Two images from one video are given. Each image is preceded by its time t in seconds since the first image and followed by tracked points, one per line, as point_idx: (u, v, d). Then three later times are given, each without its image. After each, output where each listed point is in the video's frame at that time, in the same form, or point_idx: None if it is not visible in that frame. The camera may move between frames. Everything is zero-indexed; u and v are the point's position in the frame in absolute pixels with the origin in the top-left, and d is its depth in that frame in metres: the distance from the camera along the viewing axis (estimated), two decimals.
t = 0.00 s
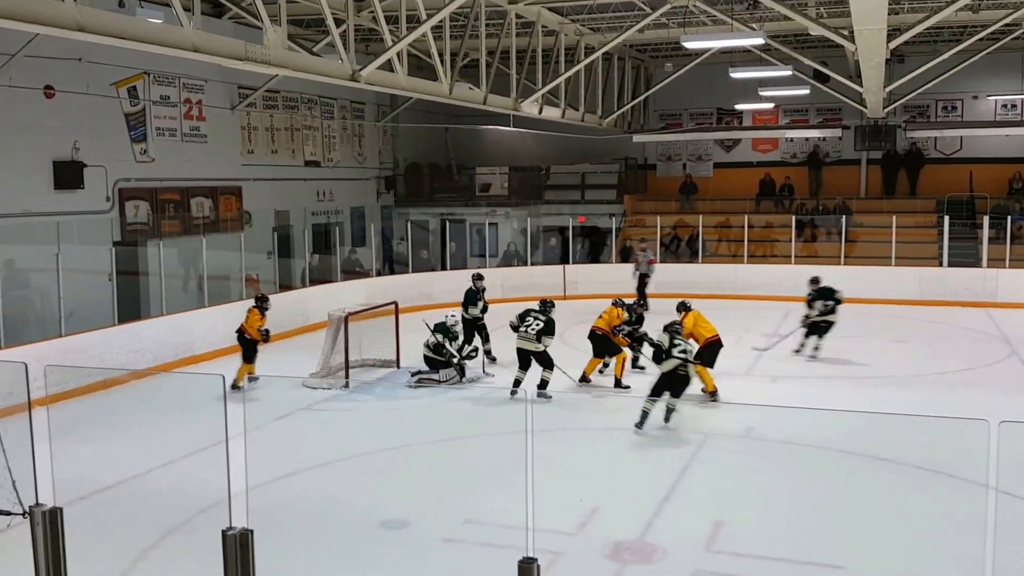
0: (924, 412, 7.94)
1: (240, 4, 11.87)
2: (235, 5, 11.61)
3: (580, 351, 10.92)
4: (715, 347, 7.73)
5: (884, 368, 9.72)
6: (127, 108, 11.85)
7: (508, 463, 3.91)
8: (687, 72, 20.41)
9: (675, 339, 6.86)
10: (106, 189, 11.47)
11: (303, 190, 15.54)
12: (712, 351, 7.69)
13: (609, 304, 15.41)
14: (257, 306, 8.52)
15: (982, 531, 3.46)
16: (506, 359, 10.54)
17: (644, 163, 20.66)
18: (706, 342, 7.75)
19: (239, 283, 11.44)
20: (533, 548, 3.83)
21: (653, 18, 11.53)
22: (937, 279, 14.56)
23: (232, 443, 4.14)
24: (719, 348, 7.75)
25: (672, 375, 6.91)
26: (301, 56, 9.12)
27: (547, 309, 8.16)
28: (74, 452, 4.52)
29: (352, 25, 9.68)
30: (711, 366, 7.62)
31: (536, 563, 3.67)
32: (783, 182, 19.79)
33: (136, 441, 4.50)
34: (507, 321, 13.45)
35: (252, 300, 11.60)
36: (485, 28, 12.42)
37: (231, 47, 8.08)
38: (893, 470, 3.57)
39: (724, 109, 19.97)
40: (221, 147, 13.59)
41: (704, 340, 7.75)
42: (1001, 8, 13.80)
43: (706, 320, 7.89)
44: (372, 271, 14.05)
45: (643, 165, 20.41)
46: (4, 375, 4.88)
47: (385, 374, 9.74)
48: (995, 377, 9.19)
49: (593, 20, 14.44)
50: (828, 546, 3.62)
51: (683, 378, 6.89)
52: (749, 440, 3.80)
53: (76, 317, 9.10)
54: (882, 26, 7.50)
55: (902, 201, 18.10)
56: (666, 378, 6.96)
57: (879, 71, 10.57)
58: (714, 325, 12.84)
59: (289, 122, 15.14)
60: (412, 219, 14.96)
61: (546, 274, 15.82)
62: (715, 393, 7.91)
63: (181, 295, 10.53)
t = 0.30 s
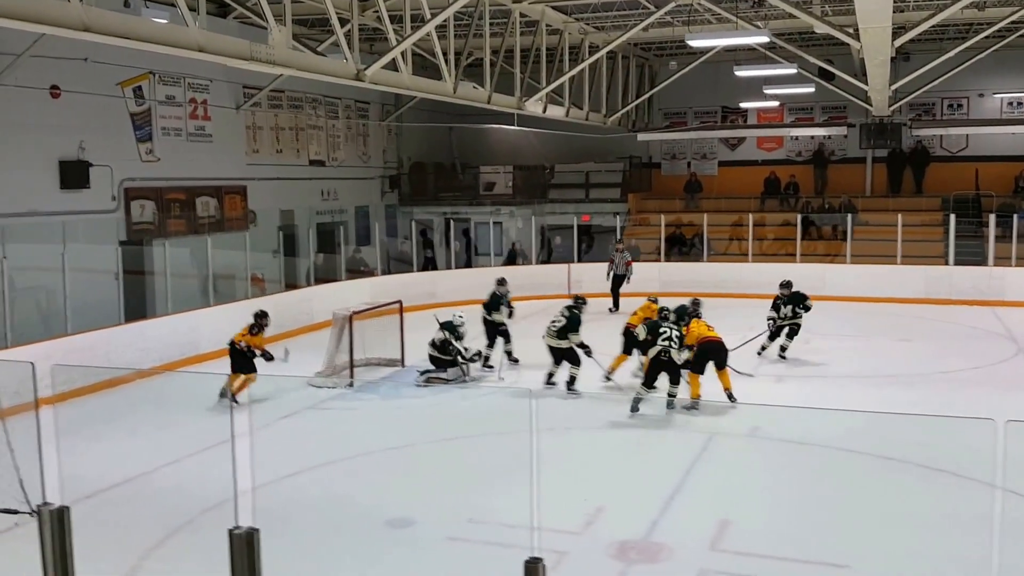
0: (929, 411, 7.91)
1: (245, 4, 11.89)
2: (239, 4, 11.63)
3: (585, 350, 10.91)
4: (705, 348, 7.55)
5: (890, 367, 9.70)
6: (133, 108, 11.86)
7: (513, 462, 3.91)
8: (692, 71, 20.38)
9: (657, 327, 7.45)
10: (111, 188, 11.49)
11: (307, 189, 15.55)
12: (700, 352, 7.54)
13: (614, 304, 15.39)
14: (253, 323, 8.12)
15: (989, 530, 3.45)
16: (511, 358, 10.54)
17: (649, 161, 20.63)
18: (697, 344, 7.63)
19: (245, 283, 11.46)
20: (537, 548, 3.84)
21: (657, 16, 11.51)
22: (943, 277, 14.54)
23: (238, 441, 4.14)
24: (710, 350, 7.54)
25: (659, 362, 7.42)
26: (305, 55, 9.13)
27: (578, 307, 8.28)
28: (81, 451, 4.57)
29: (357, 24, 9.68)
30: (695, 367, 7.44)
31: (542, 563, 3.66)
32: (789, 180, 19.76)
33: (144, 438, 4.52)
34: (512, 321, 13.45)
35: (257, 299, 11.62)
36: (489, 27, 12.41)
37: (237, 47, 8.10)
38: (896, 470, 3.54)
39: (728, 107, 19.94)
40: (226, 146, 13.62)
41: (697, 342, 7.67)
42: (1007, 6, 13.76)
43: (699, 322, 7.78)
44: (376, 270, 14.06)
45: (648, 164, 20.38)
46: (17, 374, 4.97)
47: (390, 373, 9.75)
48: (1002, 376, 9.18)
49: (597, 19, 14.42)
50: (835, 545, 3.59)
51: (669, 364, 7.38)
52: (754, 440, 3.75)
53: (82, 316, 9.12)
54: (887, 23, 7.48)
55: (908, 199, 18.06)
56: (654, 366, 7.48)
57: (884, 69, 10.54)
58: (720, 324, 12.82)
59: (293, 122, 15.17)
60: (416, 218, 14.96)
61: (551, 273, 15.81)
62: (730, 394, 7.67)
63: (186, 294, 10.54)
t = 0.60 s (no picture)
0: (937, 412, 7.88)
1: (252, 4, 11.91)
2: (246, 5, 11.66)
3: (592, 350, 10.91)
4: (718, 345, 7.51)
5: (896, 367, 9.67)
6: (140, 108, 11.90)
7: (520, 460, 3.90)
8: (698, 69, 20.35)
9: (660, 320, 7.67)
10: (119, 187, 11.52)
11: (313, 189, 15.58)
12: (712, 350, 7.52)
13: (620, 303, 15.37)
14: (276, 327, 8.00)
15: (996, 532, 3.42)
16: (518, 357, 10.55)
17: (655, 160, 20.60)
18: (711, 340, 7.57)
19: (251, 282, 11.48)
20: (546, 548, 3.82)
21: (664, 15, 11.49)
22: (950, 276, 14.52)
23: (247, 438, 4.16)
24: (723, 347, 7.50)
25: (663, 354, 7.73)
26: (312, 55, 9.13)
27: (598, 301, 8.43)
28: (86, 449, 4.57)
29: (363, 23, 9.69)
30: (709, 366, 7.44)
31: (548, 564, 3.64)
32: (795, 179, 19.73)
33: (146, 439, 4.52)
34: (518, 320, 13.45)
35: (264, 298, 11.65)
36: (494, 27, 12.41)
37: (245, 47, 8.12)
38: (900, 469, 3.55)
39: (735, 106, 19.91)
40: (234, 146, 13.66)
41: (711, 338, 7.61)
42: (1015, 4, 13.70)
43: (713, 315, 7.63)
44: (382, 269, 14.07)
45: (654, 163, 20.36)
46: (23, 372, 4.99)
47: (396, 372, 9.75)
48: (1009, 376, 9.16)
49: (603, 18, 14.40)
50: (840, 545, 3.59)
51: (672, 356, 7.68)
52: (761, 440, 3.74)
53: (90, 315, 9.15)
54: (895, 22, 7.46)
55: (915, 198, 18.01)
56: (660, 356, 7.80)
57: (891, 67, 10.51)
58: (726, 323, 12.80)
59: (300, 122, 15.20)
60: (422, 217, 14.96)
61: (557, 272, 15.80)
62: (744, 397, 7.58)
63: (194, 294, 10.56)
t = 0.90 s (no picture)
0: (946, 413, 7.85)
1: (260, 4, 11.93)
2: (254, 5, 11.68)
3: (599, 350, 10.91)
4: (733, 350, 7.47)
5: (905, 367, 9.65)
6: (148, 108, 11.92)
7: (526, 462, 3.87)
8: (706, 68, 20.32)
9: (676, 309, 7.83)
10: (128, 188, 11.56)
11: (321, 189, 15.62)
12: (726, 355, 7.47)
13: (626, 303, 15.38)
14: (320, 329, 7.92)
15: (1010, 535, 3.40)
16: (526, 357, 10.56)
17: (663, 160, 20.59)
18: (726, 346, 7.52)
19: (260, 282, 11.52)
20: (555, 548, 3.86)
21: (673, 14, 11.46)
22: (960, 276, 14.49)
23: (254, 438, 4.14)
24: (737, 352, 7.47)
25: (680, 343, 7.92)
26: (320, 55, 9.14)
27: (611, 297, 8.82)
28: (93, 447, 4.53)
29: (371, 23, 9.69)
30: (725, 370, 7.42)
31: (557, 564, 3.68)
32: (804, 179, 19.70)
33: (152, 437, 4.42)
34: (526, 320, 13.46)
35: (272, 297, 11.69)
36: (502, 27, 12.41)
37: (253, 47, 8.13)
38: (911, 470, 3.48)
39: (743, 105, 19.88)
40: (242, 147, 13.70)
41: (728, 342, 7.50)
42: None
43: (728, 320, 7.51)
44: (390, 269, 14.10)
45: (661, 162, 20.35)
46: (27, 374, 4.98)
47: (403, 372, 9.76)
48: (1018, 376, 9.13)
49: (610, 17, 14.39)
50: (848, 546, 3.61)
51: (689, 344, 7.88)
52: (767, 440, 3.66)
53: (98, 315, 9.17)
54: (905, 20, 7.42)
55: (923, 197, 17.97)
56: (675, 345, 7.99)
57: (901, 66, 10.48)
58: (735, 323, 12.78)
59: (308, 122, 15.22)
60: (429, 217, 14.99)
61: (563, 271, 15.81)
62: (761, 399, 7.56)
63: (203, 292, 10.60)
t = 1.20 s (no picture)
0: (955, 414, 7.82)
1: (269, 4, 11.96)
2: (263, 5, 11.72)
3: (607, 350, 10.90)
4: (743, 354, 7.45)
5: (914, 367, 9.61)
6: (158, 108, 11.96)
7: (534, 462, 3.87)
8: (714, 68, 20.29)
9: (682, 308, 7.91)
10: (137, 187, 11.59)
11: (329, 189, 15.64)
12: (736, 359, 7.46)
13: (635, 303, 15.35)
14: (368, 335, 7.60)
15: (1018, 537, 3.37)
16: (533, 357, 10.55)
17: (671, 160, 20.56)
18: (735, 349, 7.49)
19: (268, 281, 11.55)
20: (562, 548, 3.80)
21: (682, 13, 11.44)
22: (969, 276, 14.43)
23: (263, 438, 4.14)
24: (747, 356, 7.45)
25: (687, 341, 7.99)
26: (328, 56, 9.16)
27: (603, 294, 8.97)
28: (102, 447, 4.53)
29: (380, 24, 9.70)
30: (732, 372, 7.42)
31: (566, 564, 3.73)
32: (813, 179, 19.65)
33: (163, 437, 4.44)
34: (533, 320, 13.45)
35: (280, 297, 11.72)
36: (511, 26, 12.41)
37: (262, 48, 8.15)
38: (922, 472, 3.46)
39: (752, 105, 19.85)
40: (250, 147, 13.73)
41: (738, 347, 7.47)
42: None
43: (740, 326, 7.43)
44: (397, 269, 14.11)
45: (670, 162, 20.32)
46: (32, 373, 4.93)
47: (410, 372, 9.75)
48: None
49: (619, 16, 14.37)
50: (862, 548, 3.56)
51: (697, 341, 7.99)
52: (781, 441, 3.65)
53: (106, 314, 9.19)
54: (915, 19, 7.40)
55: (933, 197, 17.91)
56: (681, 344, 8.02)
57: (911, 66, 10.45)
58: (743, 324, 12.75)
59: (316, 122, 15.26)
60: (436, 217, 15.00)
61: (571, 271, 15.79)
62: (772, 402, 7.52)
63: (212, 291, 10.62)
